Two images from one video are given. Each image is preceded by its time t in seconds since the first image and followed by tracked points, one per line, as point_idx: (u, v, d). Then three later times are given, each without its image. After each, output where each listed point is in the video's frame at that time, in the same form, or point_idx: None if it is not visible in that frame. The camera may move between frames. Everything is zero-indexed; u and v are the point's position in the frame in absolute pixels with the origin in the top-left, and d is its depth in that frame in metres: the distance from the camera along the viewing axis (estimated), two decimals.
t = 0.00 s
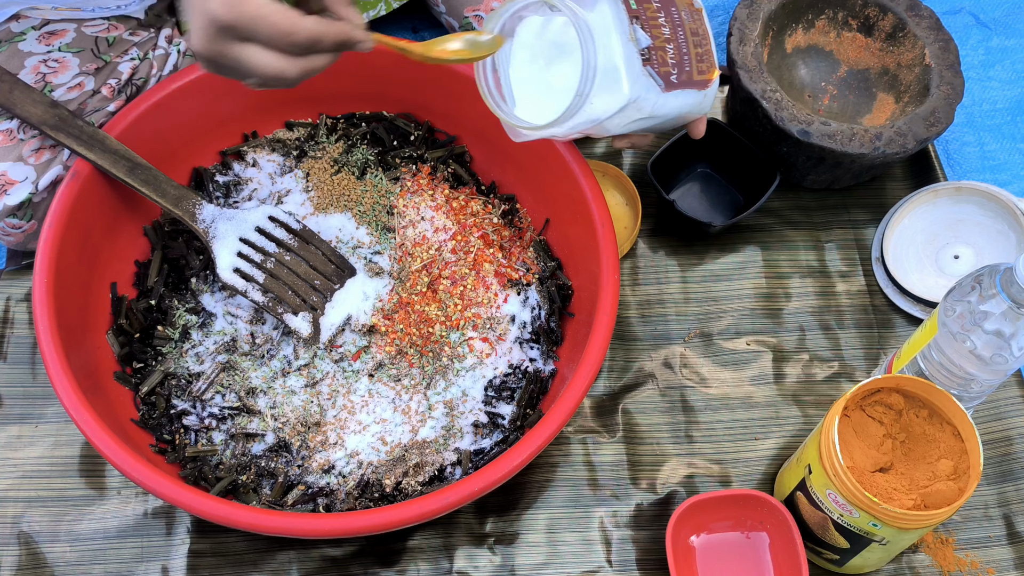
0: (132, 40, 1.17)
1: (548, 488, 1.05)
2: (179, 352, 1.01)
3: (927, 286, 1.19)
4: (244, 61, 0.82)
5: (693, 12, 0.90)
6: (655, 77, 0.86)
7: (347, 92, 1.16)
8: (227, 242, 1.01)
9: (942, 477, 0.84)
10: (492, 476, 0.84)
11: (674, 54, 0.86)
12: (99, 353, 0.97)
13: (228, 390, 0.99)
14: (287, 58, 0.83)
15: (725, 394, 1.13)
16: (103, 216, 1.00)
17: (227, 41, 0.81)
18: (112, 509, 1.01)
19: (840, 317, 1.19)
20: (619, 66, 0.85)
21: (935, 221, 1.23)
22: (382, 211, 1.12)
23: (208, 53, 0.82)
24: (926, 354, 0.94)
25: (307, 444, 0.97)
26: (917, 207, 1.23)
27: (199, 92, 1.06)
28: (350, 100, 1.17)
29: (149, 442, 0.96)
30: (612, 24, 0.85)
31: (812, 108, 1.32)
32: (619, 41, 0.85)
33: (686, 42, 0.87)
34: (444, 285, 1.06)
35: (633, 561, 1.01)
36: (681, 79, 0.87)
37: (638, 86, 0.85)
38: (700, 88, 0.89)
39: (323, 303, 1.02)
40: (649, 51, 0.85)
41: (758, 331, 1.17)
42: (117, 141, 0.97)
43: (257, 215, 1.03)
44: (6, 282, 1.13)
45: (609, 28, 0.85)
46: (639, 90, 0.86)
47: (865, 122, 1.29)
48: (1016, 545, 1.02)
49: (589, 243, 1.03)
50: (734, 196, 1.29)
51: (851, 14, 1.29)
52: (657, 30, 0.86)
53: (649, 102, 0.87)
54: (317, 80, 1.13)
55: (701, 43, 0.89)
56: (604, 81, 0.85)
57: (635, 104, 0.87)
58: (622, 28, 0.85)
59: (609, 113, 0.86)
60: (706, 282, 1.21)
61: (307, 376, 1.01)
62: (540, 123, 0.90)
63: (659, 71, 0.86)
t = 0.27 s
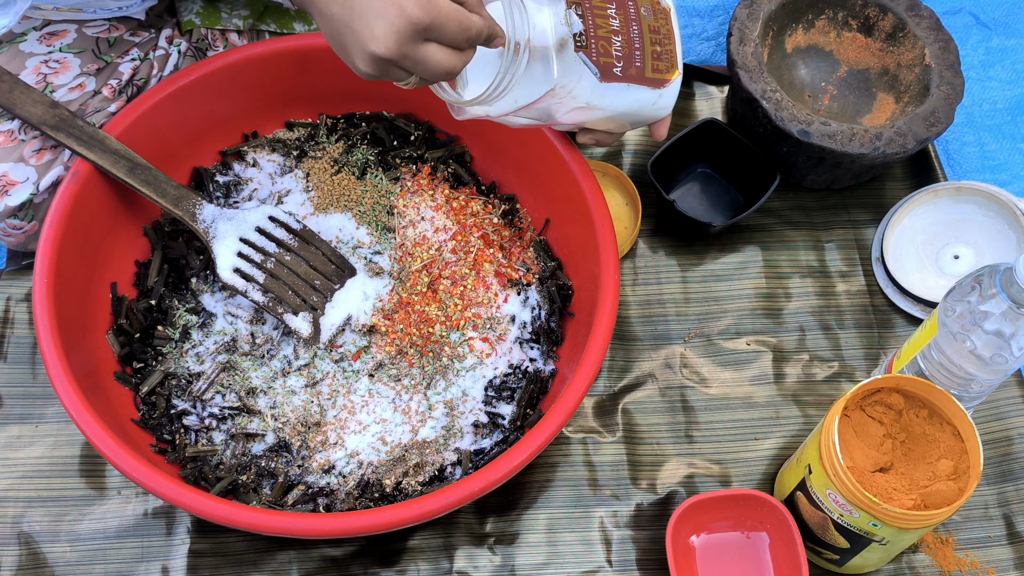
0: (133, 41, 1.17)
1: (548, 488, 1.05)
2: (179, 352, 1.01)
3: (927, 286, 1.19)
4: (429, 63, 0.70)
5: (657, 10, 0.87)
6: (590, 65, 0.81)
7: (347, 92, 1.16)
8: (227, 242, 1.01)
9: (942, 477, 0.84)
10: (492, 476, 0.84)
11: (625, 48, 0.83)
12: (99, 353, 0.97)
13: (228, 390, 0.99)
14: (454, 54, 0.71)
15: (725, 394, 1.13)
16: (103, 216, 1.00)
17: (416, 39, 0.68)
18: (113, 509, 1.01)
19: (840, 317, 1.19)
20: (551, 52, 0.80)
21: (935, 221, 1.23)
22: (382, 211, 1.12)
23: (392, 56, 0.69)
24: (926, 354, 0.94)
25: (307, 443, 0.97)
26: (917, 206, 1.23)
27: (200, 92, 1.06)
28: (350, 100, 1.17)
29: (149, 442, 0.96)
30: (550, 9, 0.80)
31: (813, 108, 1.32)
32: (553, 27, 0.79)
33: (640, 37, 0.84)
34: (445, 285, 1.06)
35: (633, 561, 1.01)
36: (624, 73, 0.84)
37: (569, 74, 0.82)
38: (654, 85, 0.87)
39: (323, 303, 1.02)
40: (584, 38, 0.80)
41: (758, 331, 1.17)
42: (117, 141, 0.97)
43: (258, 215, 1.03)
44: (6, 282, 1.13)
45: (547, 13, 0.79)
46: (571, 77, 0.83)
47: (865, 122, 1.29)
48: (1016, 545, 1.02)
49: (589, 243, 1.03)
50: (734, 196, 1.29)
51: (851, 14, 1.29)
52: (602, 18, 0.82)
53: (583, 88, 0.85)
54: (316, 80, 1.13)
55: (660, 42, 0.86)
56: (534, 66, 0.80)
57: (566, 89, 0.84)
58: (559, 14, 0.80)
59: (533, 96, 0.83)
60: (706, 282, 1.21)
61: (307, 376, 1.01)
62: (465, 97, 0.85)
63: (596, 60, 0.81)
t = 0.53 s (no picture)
0: (133, 40, 1.17)
1: (548, 488, 1.05)
2: (179, 352, 1.01)
3: (927, 286, 1.19)
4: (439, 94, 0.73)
5: (653, 11, 0.87)
6: (582, 71, 0.82)
7: (347, 91, 1.16)
8: (227, 242, 1.01)
9: (942, 477, 0.84)
10: (492, 477, 0.84)
11: (619, 52, 0.83)
12: (99, 353, 0.97)
13: (228, 390, 0.99)
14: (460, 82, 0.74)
15: (725, 394, 1.13)
16: (103, 216, 1.00)
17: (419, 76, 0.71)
18: (113, 509, 1.01)
19: (840, 317, 1.19)
20: (543, 58, 0.80)
21: (935, 221, 1.23)
22: (382, 211, 1.12)
23: (396, 94, 0.73)
24: (926, 354, 0.94)
25: (307, 443, 0.97)
26: (917, 207, 1.23)
27: (200, 92, 1.06)
28: (350, 100, 1.17)
29: (149, 442, 0.96)
30: (539, 12, 0.79)
31: (813, 108, 1.32)
32: (544, 32, 0.79)
33: (635, 39, 0.84)
34: (445, 285, 1.06)
35: (633, 561, 1.01)
36: (619, 76, 0.84)
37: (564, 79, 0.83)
38: (650, 87, 0.87)
39: (323, 303, 1.02)
40: (575, 43, 0.80)
41: (758, 331, 1.17)
42: (117, 141, 0.97)
43: (258, 215, 1.03)
44: (6, 282, 1.13)
45: (535, 16, 0.79)
46: (564, 83, 0.83)
47: (865, 122, 1.29)
48: (1016, 545, 1.02)
49: (589, 243, 1.03)
50: (734, 196, 1.29)
51: (851, 14, 1.29)
52: (594, 23, 0.82)
53: (577, 93, 0.85)
54: (317, 80, 1.13)
55: (656, 43, 0.86)
56: (526, 70, 0.81)
57: (559, 94, 0.84)
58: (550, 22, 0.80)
59: (527, 102, 0.84)
60: (707, 282, 1.21)
61: (307, 376, 1.01)
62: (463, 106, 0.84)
63: (589, 65, 0.82)
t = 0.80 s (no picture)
0: (133, 41, 1.17)
1: (548, 488, 1.05)
2: (180, 352, 1.01)
3: (927, 286, 1.19)
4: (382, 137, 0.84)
5: (651, 16, 0.87)
6: (583, 77, 0.81)
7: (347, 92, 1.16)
8: (227, 243, 1.01)
9: (942, 477, 0.84)
10: (492, 477, 0.84)
11: (618, 57, 0.82)
12: (100, 353, 0.97)
13: (228, 391, 0.99)
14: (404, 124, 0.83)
15: (725, 394, 1.13)
16: (103, 216, 1.00)
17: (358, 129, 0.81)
18: (113, 509, 1.01)
19: (840, 317, 1.19)
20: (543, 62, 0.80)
21: (935, 221, 1.23)
22: (382, 211, 1.12)
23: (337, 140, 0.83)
24: (926, 354, 0.94)
25: (307, 443, 0.97)
26: (916, 207, 1.23)
27: (199, 92, 1.06)
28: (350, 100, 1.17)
29: (149, 442, 0.96)
30: (540, 16, 0.79)
31: (813, 108, 1.32)
32: (544, 37, 0.79)
33: (634, 46, 0.83)
34: (445, 285, 1.06)
35: (633, 560, 1.01)
36: (618, 82, 0.84)
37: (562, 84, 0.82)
38: (648, 92, 0.87)
39: (323, 303, 1.02)
40: (576, 49, 0.80)
41: (758, 331, 1.17)
42: (117, 141, 0.97)
43: (258, 215, 1.03)
44: (7, 282, 1.14)
45: (535, 20, 0.79)
46: (564, 89, 0.83)
47: (864, 122, 1.29)
48: (1016, 545, 1.02)
49: (589, 244, 1.03)
50: (734, 196, 1.29)
51: (851, 14, 1.29)
52: (595, 28, 0.81)
53: (577, 98, 0.85)
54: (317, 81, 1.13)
55: (655, 48, 0.86)
56: (526, 77, 0.81)
57: (559, 100, 0.85)
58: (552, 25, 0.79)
59: (526, 107, 0.84)
60: (706, 282, 1.21)
61: (307, 376, 1.01)
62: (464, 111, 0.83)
63: (589, 71, 0.81)
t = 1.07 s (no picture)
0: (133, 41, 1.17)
1: (548, 488, 1.06)
2: (180, 352, 1.01)
3: (926, 286, 1.19)
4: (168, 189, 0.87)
5: (687, 19, 0.86)
6: (646, 94, 0.83)
7: (347, 93, 1.16)
8: (227, 243, 1.01)
9: (942, 476, 0.84)
10: (492, 477, 0.84)
11: (668, 67, 0.83)
12: (100, 353, 0.97)
13: (228, 390, 0.99)
14: (201, 188, 0.87)
15: (725, 394, 1.13)
16: (103, 216, 1.00)
17: (146, 165, 0.82)
18: (113, 508, 1.01)
19: (840, 317, 1.19)
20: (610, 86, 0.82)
21: (934, 221, 1.23)
22: (382, 211, 1.12)
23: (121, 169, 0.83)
24: (925, 354, 0.94)
25: (307, 443, 0.97)
26: (916, 207, 1.23)
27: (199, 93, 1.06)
28: (350, 100, 1.18)
29: (150, 441, 0.96)
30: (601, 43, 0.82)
31: (812, 108, 1.32)
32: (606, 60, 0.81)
33: (680, 52, 0.83)
34: (444, 285, 1.06)
35: (633, 560, 1.01)
36: (674, 91, 0.84)
37: (632, 103, 0.83)
38: (698, 96, 0.86)
39: (323, 303, 1.02)
40: (639, 69, 0.81)
41: (758, 331, 1.18)
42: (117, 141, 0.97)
43: (257, 215, 1.03)
44: (7, 282, 1.14)
45: (598, 48, 0.82)
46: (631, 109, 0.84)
47: (864, 122, 1.29)
48: (1016, 545, 1.02)
49: (589, 244, 1.03)
50: (733, 196, 1.29)
51: (851, 14, 1.29)
52: (648, 43, 0.82)
53: (641, 116, 0.85)
54: (317, 81, 1.13)
55: (696, 51, 0.85)
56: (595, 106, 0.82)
57: (626, 122, 0.85)
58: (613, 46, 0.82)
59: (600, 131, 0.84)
60: (706, 282, 1.21)
61: (307, 376, 1.01)
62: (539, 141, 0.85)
63: (651, 87, 0.82)
